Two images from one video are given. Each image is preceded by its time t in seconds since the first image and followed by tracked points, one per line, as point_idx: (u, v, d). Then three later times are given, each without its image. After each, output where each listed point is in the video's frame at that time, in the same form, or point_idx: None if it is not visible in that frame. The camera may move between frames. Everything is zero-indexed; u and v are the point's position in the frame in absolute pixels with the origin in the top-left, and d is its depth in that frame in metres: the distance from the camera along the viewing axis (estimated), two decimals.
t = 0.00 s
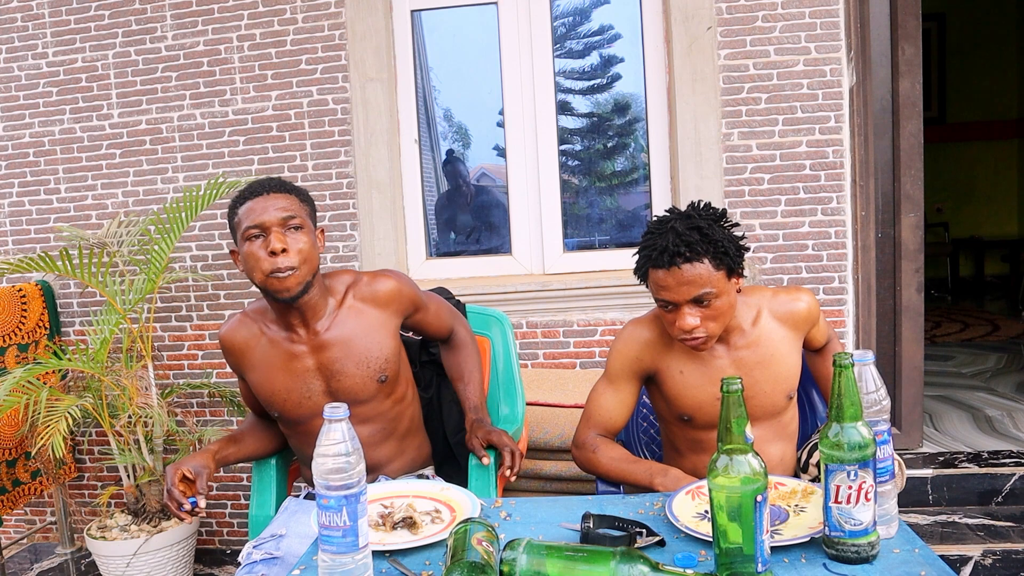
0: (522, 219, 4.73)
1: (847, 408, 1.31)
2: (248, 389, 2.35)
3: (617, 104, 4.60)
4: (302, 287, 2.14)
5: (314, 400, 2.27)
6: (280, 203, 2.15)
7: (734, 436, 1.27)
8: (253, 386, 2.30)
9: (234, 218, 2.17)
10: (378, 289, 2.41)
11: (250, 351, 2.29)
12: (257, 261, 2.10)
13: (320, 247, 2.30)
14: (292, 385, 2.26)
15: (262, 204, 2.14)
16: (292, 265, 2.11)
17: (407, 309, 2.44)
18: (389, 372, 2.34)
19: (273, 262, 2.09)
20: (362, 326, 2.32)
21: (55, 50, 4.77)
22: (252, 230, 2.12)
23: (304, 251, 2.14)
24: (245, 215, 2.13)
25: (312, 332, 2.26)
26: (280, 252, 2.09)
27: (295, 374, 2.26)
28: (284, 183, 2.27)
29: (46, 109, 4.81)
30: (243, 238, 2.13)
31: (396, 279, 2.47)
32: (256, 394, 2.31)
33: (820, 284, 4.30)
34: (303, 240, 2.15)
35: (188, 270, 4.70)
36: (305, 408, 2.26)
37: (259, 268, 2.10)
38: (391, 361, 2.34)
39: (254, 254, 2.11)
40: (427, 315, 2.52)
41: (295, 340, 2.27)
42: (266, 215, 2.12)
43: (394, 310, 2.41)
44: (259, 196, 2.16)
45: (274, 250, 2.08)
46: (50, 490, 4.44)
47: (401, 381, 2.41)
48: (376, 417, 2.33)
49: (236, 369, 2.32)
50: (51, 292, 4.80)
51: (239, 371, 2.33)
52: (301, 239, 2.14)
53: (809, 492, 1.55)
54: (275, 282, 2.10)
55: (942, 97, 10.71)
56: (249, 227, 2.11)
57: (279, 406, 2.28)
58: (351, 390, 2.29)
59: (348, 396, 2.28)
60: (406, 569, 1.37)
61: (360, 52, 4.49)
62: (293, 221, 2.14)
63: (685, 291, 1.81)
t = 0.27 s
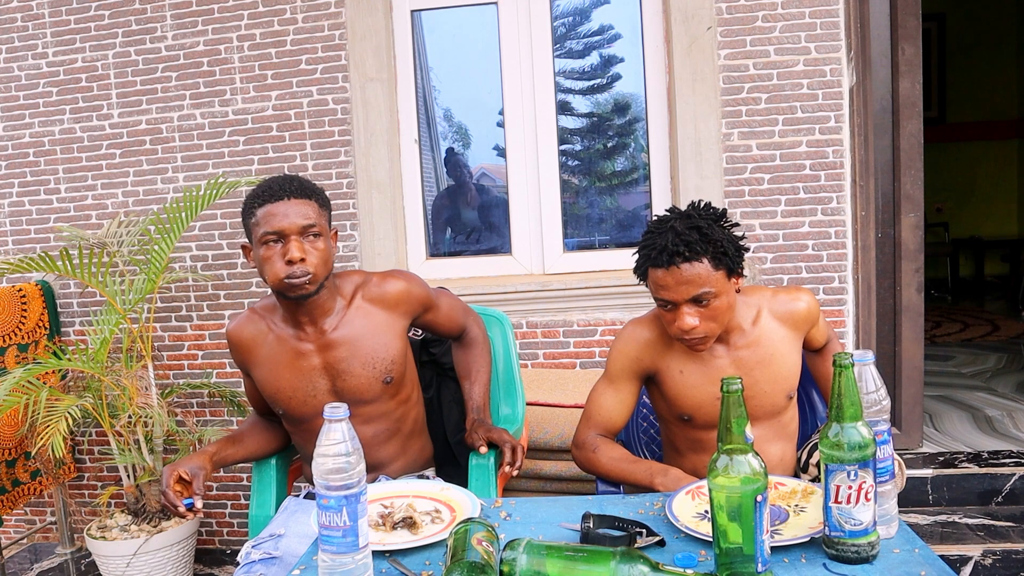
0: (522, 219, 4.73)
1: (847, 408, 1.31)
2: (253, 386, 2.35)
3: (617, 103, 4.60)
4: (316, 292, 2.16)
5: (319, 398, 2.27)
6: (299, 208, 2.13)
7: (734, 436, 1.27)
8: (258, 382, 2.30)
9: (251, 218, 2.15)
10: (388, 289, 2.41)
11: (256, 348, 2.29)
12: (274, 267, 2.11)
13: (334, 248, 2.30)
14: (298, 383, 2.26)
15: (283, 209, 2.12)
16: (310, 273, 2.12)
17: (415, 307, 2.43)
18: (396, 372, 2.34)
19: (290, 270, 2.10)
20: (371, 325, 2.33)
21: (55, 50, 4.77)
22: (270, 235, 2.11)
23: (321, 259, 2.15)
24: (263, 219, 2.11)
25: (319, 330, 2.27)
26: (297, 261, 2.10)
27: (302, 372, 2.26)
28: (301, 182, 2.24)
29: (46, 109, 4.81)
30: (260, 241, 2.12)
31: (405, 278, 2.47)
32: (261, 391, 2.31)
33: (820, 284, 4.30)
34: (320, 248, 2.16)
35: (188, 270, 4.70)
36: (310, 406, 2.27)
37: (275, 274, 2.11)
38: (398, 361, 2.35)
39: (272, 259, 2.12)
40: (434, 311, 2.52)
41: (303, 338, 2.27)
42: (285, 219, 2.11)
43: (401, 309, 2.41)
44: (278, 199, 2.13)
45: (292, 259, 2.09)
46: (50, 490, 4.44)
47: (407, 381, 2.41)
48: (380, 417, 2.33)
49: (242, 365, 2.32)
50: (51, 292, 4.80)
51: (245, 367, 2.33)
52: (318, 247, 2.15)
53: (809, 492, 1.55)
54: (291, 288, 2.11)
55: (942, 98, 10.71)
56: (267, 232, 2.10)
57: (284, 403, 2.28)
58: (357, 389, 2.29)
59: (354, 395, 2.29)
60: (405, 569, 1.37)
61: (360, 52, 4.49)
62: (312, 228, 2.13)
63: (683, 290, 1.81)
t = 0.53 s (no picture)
0: (522, 220, 4.73)
1: (847, 408, 1.31)
2: (255, 385, 2.35)
3: (617, 104, 4.60)
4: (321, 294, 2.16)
5: (321, 399, 2.26)
6: (304, 209, 2.13)
7: (734, 436, 1.27)
8: (260, 382, 2.30)
9: (257, 218, 2.14)
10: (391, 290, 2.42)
11: (259, 347, 2.29)
12: (279, 267, 2.11)
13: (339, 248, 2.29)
14: (300, 382, 2.26)
15: (290, 210, 2.11)
16: (313, 274, 2.11)
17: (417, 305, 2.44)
18: (398, 372, 2.34)
19: (295, 270, 2.10)
20: (374, 326, 2.33)
21: (55, 50, 4.77)
22: (275, 234, 2.10)
23: (325, 261, 2.15)
24: (269, 218, 2.11)
25: (322, 330, 2.27)
26: (301, 262, 2.10)
27: (304, 372, 2.26)
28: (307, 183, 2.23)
29: (46, 109, 4.81)
30: (265, 240, 2.12)
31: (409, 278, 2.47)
32: (263, 390, 2.31)
33: (820, 284, 4.30)
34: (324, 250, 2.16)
35: (188, 270, 4.70)
36: (312, 406, 2.26)
37: (279, 275, 2.11)
38: (401, 362, 2.35)
39: (276, 259, 2.12)
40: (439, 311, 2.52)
41: (306, 338, 2.27)
42: (291, 220, 2.10)
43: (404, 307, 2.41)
44: (284, 200, 2.13)
45: (296, 260, 2.09)
46: (50, 490, 4.44)
47: (409, 381, 2.41)
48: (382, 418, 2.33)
49: (244, 364, 2.32)
50: (51, 292, 4.80)
51: (247, 367, 2.33)
52: (322, 248, 2.15)
53: (809, 492, 1.55)
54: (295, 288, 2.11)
55: (942, 98, 10.71)
56: (273, 232, 2.10)
57: (286, 403, 2.27)
58: (359, 390, 2.28)
59: (357, 395, 2.29)
60: (406, 569, 1.37)
61: (360, 52, 4.49)
62: (317, 230, 2.13)
63: (683, 288, 1.81)
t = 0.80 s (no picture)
0: (522, 219, 4.73)
1: (847, 408, 1.31)
2: (255, 385, 2.35)
3: (617, 103, 4.60)
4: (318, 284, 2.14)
5: (321, 399, 2.26)
6: (303, 197, 2.16)
7: (734, 436, 1.27)
8: (260, 382, 2.30)
9: (258, 207, 2.19)
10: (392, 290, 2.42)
11: (259, 347, 2.30)
12: (273, 249, 2.10)
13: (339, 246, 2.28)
14: (300, 383, 2.25)
15: (289, 197, 2.15)
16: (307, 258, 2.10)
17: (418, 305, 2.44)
18: (398, 372, 2.34)
19: (290, 254, 2.10)
20: (374, 326, 2.33)
21: (55, 50, 4.77)
22: (273, 219, 2.13)
23: (322, 248, 2.14)
24: (270, 205, 2.15)
25: (322, 330, 2.27)
26: (296, 245, 2.10)
27: (304, 372, 2.26)
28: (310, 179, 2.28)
29: (46, 109, 4.81)
30: (263, 226, 2.14)
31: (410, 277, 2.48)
32: (263, 390, 2.31)
33: (820, 284, 4.30)
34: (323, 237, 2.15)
35: (188, 270, 4.70)
36: (312, 406, 2.26)
37: (274, 257, 2.10)
38: (401, 362, 2.35)
39: (271, 242, 2.11)
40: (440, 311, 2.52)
41: (306, 337, 2.27)
42: (288, 207, 2.13)
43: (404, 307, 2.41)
44: (284, 188, 2.19)
45: (292, 242, 2.09)
46: (50, 490, 4.44)
47: (409, 382, 2.41)
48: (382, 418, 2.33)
49: (245, 364, 2.32)
50: (51, 292, 4.80)
51: (247, 367, 2.33)
52: (320, 236, 2.15)
53: (809, 492, 1.55)
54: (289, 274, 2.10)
55: (942, 98, 10.71)
56: (271, 217, 2.13)
57: (286, 403, 2.27)
58: (359, 390, 2.28)
59: (356, 395, 2.28)
60: (406, 569, 1.37)
61: (360, 52, 4.49)
62: (314, 216, 2.15)
63: (684, 286, 1.81)
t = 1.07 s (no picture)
0: (522, 219, 4.73)
1: (847, 408, 1.31)
2: (255, 385, 2.35)
3: (617, 104, 4.60)
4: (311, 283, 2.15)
5: (322, 396, 2.26)
6: (294, 198, 2.16)
7: (734, 436, 1.27)
8: (260, 380, 2.30)
9: (250, 210, 2.19)
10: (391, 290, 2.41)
11: (258, 346, 2.30)
12: (265, 253, 2.11)
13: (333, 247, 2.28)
14: (300, 380, 2.25)
15: (280, 199, 2.15)
16: (299, 261, 2.11)
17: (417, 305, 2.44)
18: (398, 370, 2.34)
19: (281, 256, 2.10)
20: (374, 324, 2.32)
21: (55, 50, 4.77)
22: (264, 222, 2.12)
23: (314, 249, 2.14)
24: (260, 208, 2.14)
25: (322, 328, 2.27)
26: (288, 247, 2.10)
27: (304, 370, 2.26)
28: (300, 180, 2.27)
29: (46, 109, 4.81)
30: (255, 229, 2.14)
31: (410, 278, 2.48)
32: (263, 389, 2.31)
33: (820, 284, 4.30)
34: (314, 237, 2.15)
35: (188, 270, 4.70)
36: (312, 404, 2.26)
37: (266, 260, 2.11)
38: (401, 360, 2.34)
39: (263, 246, 2.12)
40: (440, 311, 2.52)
41: (305, 336, 2.27)
42: (280, 208, 2.13)
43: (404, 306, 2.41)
44: (274, 190, 2.18)
45: (282, 245, 2.09)
46: (50, 490, 4.44)
47: (409, 380, 2.41)
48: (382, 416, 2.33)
49: (244, 363, 2.32)
50: (51, 292, 4.80)
51: (247, 366, 2.33)
52: (312, 237, 2.15)
53: (809, 492, 1.55)
54: (281, 276, 2.11)
55: (941, 98, 10.71)
56: (262, 220, 2.12)
57: (286, 401, 2.27)
58: (359, 388, 2.28)
59: (357, 393, 2.28)
60: (406, 569, 1.37)
61: (360, 52, 4.48)
62: (305, 218, 2.14)
63: (684, 286, 1.81)
